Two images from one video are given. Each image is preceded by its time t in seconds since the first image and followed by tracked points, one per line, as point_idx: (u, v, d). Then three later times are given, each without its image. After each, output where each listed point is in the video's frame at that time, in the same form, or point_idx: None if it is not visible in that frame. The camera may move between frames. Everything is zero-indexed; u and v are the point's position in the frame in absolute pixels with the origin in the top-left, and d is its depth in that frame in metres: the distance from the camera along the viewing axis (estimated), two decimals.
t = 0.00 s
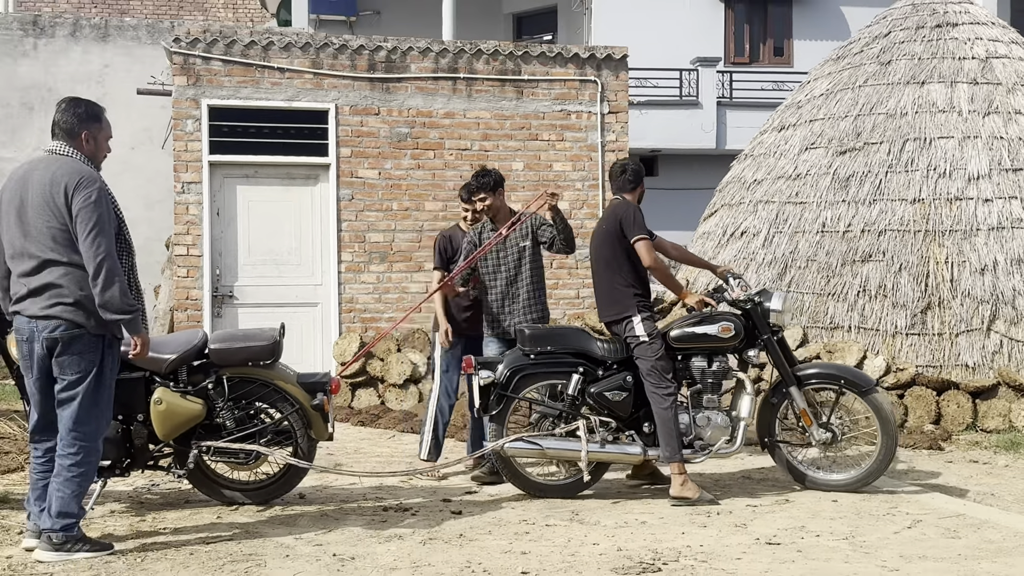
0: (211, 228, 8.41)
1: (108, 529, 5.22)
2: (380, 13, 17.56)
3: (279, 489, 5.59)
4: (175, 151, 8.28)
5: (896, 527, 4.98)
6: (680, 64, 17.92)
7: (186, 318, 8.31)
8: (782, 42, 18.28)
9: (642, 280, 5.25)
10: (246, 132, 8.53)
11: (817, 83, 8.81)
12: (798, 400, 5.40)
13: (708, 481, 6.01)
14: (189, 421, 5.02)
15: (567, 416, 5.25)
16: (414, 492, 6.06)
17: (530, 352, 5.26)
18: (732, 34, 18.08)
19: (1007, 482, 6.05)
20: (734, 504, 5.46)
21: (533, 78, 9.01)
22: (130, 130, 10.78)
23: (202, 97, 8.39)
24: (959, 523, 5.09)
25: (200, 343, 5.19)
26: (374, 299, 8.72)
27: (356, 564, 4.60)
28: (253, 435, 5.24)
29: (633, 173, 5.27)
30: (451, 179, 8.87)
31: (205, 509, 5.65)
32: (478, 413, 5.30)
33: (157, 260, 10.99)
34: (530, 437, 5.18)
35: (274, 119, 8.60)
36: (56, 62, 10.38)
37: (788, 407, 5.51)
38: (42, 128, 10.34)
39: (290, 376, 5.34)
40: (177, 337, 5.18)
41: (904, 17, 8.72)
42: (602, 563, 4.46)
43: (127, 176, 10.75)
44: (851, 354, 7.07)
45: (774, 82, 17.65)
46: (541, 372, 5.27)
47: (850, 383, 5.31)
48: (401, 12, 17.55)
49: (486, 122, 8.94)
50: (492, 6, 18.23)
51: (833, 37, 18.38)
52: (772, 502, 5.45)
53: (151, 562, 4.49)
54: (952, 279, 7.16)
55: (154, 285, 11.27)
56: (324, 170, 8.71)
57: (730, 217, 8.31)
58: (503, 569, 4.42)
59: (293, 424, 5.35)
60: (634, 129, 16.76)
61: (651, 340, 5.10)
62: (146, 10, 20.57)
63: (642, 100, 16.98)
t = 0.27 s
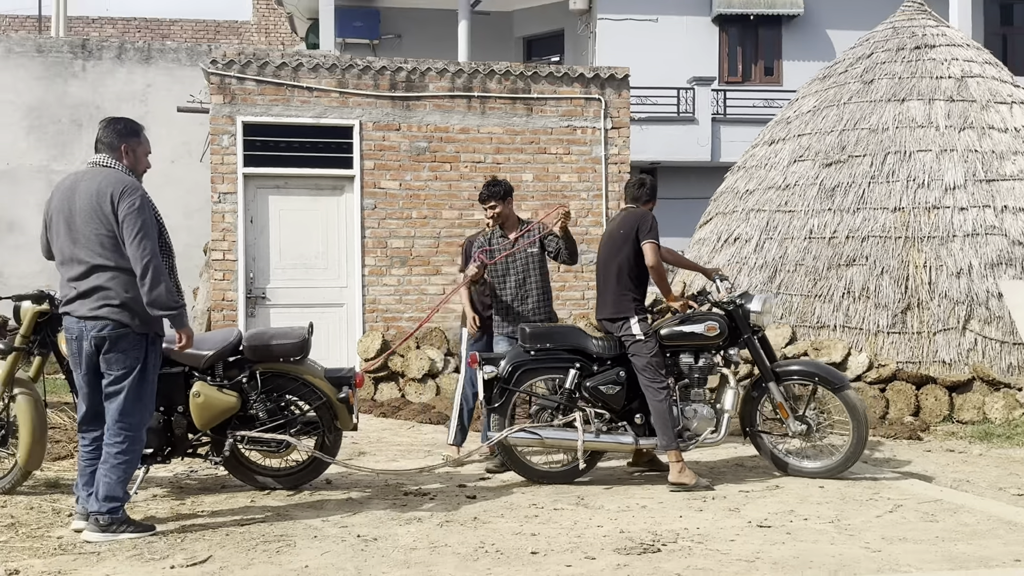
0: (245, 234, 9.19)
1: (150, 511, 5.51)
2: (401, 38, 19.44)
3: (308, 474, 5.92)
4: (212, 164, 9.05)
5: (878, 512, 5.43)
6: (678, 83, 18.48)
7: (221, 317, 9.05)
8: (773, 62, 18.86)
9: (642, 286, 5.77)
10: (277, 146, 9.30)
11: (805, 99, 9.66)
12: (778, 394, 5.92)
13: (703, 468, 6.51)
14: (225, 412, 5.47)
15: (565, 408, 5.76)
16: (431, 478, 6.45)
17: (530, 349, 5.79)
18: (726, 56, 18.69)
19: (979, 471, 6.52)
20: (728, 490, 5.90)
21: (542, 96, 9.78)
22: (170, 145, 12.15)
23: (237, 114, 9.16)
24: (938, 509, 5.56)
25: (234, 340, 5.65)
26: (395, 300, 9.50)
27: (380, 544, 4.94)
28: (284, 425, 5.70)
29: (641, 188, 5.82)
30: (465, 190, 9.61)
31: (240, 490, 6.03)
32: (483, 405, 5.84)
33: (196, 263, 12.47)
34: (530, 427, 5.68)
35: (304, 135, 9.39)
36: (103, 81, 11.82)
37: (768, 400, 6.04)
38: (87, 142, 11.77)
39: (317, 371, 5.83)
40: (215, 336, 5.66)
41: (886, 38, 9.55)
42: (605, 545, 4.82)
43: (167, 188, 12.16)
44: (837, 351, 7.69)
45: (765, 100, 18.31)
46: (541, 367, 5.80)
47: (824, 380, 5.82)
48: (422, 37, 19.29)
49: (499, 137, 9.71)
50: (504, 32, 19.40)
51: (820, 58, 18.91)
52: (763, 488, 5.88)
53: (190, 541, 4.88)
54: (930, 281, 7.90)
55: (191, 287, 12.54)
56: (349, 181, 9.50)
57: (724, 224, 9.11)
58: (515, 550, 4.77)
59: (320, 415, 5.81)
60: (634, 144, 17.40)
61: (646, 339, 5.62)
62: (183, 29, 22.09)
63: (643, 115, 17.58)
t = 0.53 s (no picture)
0: (271, 239, 9.86)
1: (181, 499, 5.50)
2: (416, 54, 20.16)
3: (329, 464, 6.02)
4: (240, 174, 9.73)
5: (865, 501, 5.51)
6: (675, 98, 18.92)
7: (248, 317, 9.72)
8: (766, 77, 19.27)
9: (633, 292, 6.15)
10: (300, 157, 9.98)
11: (797, 113, 10.59)
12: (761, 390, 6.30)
13: (701, 460, 6.84)
14: (252, 407, 5.56)
15: (561, 403, 6.13)
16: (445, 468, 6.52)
17: (529, 347, 6.15)
18: (721, 71, 19.07)
19: (961, 462, 6.79)
20: (724, 480, 6.08)
21: (549, 109, 10.44)
22: (201, 156, 13.30)
23: (263, 127, 9.83)
24: (920, 497, 5.60)
25: (260, 338, 5.71)
26: (411, 301, 10.16)
27: (395, 530, 4.95)
28: (306, 419, 5.79)
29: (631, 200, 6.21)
30: (477, 198, 10.29)
31: (263, 480, 6.12)
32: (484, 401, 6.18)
33: (225, 269, 13.59)
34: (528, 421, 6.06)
35: (325, 146, 10.07)
36: (138, 98, 13.08)
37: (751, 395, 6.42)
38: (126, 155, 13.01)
39: (340, 369, 5.89)
40: (241, 334, 5.72)
41: (873, 55, 10.46)
42: (607, 531, 4.83)
43: (198, 196, 13.30)
44: (827, 349, 8.38)
45: (758, 112, 18.71)
46: (539, 365, 6.17)
47: (804, 376, 6.21)
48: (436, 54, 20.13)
49: (508, 148, 10.36)
50: (512, 48, 20.13)
51: (811, 74, 19.38)
52: (758, 479, 6.10)
53: (219, 527, 4.93)
54: (915, 283, 8.67)
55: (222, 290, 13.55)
56: (367, 191, 10.17)
57: (721, 230, 9.99)
58: (522, 535, 4.78)
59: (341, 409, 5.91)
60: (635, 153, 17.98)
61: (639, 341, 6.00)
62: (214, 48, 23.48)
63: (643, 126, 18.11)
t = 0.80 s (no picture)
0: (279, 241, 9.91)
1: (189, 499, 5.55)
2: (423, 57, 20.21)
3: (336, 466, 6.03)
4: (248, 176, 9.78)
5: (872, 502, 5.52)
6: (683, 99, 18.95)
7: (257, 319, 9.77)
8: (773, 79, 19.28)
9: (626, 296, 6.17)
10: (307, 159, 10.03)
11: (804, 114, 10.61)
12: (757, 389, 6.33)
13: (708, 460, 6.85)
14: (259, 408, 5.57)
15: (559, 404, 6.11)
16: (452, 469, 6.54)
17: (526, 349, 6.11)
18: (728, 73, 19.09)
19: (968, 463, 6.79)
20: (731, 481, 6.10)
21: (555, 111, 10.46)
22: (210, 159, 13.35)
23: (271, 129, 9.91)
24: (928, 499, 5.60)
25: (268, 340, 5.75)
26: (417, 302, 10.19)
27: (403, 530, 4.98)
28: (314, 420, 5.81)
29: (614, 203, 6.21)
30: (483, 200, 10.32)
31: (271, 480, 6.16)
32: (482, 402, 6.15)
33: (233, 269, 13.65)
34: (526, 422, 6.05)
35: (332, 149, 10.12)
36: (147, 100, 13.15)
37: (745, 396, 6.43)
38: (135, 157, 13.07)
39: (346, 369, 5.91)
40: (249, 336, 5.76)
41: (879, 57, 10.47)
42: (614, 531, 4.85)
43: (207, 198, 13.35)
44: (834, 350, 8.47)
45: (765, 114, 18.72)
46: (536, 366, 6.13)
47: (800, 373, 6.27)
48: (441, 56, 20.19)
49: (515, 150, 10.39)
50: (519, 51, 20.18)
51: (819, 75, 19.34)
52: (764, 480, 6.11)
53: (227, 528, 4.96)
54: (921, 285, 8.67)
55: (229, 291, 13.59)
56: (374, 193, 10.21)
57: (727, 231, 10.01)
58: (529, 535, 4.81)
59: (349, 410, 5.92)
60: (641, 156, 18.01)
61: (636, 342, 6.01)
62: (223, 52, 23.61)
63: (649, 129, 18.14)
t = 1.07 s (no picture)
0: (284, 242, 9.94)
1: (195, 500, 5.57)
2: (429, 58, 20.22)
3: (341, 467, 6.04)
4: (254, 178, 9.82)
5: (878, 504, 5.51)
6: (688, 100, 18.95)
7: (263, 320, 9.80)
8: (778, 80, 19.29)
9: (621, 296, 6.19)
10: (313, 161, 10.06)
11: (808, 115, 10.62)
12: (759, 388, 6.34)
13: (713, 461, 6.86)
14: (265, 409, 5.60)
15: (562, 404, 6.10)
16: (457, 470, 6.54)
17: (529, 350, 6.10)
18: (733, 74, 19.10)
19: (973, 465, 6.79)
20: (736, 483, 6.10)
21: (560, 113, 10.47)
22: (216, 160, 13.40)
23: (277, 131, 9.94)
24: (934, 501, 5.60)
25: (274, 341, 5.75)
26: (423, 303, 10.21)
27: (408, 532, 5.00)
28: (320, 421, 5.83)
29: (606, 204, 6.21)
30: (488, 201, 10.34)
31: (277, 480, 6.18)
32: (485, 403, 6.11)
33: (239, 271, 13.68)
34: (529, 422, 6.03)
35: (338, 150, 10.14)
36: (153, 102, 13.20)
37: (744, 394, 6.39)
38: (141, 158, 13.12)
39: (351, 370, 5.94)
40: (255, 337, 5.77)
41: (884, 59, 10.47)
42: (619, 533, 4.86)
43: (213, 200, 13.39)
44: (839, 352, 8.41)
45: (770, 115, 18.73)
46: (539, 367, 6.12)
47: (803, 369, 6.36)
48: (446, 57, 20.21)
49: (520, 152, 10.41)
50: (524, 52, 20.19)
51: (824, 76, 19.34)
52: (769, 482, 6.11)
53: (233, 529, 4.98)
54: (927, 286, 8.67)
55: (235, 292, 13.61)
56: (380, 194, 10.24)
57: (732, 233, 10.02)
58: (535, 537, 4.83)
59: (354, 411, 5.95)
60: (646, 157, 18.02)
61: (635, 341, 6.02)
62: (229, 54, 23.69)
63: (654, 130, 18.15)
